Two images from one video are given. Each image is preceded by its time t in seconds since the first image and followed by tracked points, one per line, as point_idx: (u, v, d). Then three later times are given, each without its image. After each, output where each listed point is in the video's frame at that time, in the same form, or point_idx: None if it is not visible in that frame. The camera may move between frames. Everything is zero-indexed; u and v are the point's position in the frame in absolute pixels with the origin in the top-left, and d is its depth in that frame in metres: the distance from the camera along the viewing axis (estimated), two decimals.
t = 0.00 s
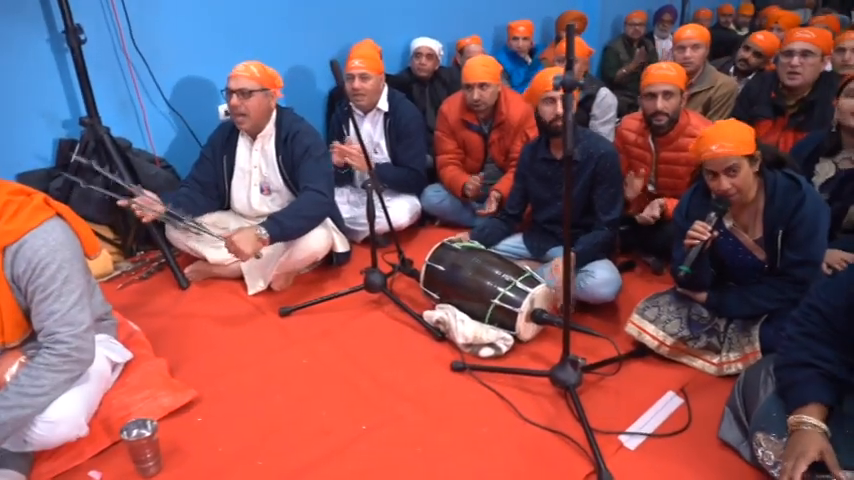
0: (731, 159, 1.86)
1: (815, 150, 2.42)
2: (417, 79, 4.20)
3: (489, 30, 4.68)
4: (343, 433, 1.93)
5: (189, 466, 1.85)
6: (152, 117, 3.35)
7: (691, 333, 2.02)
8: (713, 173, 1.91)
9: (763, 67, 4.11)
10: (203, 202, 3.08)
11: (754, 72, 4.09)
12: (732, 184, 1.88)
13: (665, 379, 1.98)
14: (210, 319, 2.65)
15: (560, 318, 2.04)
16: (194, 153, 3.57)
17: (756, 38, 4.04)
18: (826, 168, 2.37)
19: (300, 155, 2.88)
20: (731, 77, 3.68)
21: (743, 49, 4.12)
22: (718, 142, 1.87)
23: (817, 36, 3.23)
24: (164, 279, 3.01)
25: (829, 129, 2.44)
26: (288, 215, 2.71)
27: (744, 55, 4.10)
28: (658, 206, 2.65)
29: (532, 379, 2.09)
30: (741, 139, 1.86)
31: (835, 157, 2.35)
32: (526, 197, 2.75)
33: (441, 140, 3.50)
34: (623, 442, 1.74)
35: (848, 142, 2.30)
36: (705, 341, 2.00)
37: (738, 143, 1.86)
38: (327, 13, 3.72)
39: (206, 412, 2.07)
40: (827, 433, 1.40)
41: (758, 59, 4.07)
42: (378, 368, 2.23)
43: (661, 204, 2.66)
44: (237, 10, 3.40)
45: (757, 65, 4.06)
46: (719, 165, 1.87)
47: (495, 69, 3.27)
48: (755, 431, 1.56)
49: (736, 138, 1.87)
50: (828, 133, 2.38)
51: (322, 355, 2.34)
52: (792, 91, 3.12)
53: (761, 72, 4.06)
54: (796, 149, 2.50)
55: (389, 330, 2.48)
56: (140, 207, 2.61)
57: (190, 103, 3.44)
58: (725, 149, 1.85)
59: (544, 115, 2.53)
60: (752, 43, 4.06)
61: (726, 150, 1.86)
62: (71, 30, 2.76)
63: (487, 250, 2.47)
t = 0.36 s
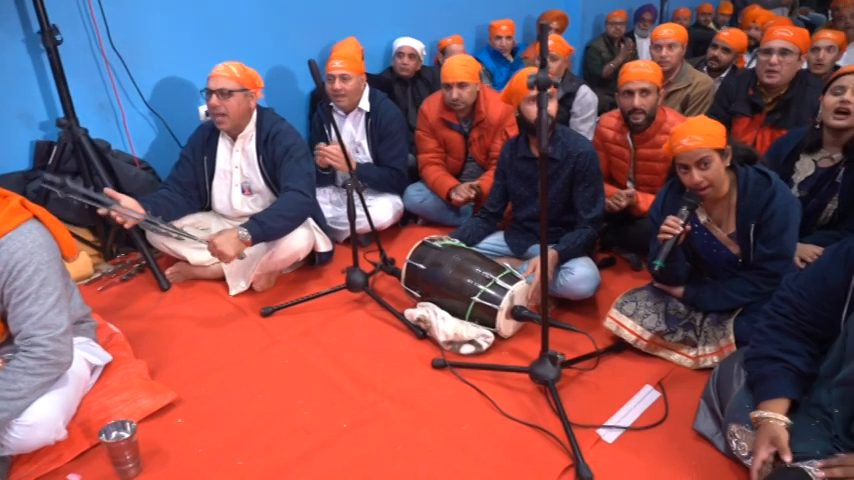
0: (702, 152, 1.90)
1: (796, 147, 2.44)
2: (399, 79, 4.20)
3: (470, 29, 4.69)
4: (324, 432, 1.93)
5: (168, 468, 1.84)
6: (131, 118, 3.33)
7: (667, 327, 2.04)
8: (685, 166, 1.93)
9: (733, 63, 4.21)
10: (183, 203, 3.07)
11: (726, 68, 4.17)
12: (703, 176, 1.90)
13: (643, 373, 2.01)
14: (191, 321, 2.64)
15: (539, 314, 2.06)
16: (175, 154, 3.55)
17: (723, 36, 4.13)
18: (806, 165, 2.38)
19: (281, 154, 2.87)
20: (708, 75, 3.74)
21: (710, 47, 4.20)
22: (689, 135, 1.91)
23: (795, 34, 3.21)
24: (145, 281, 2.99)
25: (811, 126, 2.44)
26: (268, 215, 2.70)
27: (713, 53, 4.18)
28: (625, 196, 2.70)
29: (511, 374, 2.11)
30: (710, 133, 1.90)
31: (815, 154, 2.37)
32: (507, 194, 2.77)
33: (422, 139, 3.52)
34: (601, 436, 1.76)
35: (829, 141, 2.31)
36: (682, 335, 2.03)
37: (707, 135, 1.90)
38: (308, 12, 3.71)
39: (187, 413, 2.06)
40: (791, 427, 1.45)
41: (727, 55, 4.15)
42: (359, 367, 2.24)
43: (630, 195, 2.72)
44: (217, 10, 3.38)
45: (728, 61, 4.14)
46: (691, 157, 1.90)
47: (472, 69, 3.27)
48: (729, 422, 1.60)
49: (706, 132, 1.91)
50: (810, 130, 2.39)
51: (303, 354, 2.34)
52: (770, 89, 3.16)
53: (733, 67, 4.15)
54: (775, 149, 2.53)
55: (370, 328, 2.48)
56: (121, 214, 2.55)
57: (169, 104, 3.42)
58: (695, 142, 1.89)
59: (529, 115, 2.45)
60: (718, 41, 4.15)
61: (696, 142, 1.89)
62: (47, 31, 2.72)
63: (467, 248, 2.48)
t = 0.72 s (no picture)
0: (675, 150, 1.91)
1: (777, 144, 2.47)
2: (381, 79, 4.21)
3: (452, 29, 4.70)
4: (305, 433, 1.93)
5: (147, 471, 1.83)
6: (109, 121, 3.31)
7: (645, 322, 2.07)
8: (658, 164, 1.95)
9: (702, 62, 4.27)
10: (163, 206, 3.05)
11: (695, 69, 4.22)
12: (675, 175, 1.92)
13: (621, 369, 2.03)
14: (172, 323, 2.62)
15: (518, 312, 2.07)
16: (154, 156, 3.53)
17: (690, 37, 4.19)
18: (786, 164, 2.42)
19: (261, 156, 2.87)
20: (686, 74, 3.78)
21: (678, 48, 4.26)
22: (661, 133, 1.93)
23: (771, 33, 3.24)
24: (126, 284, 2.97)
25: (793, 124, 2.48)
26: (254, 216, 2.68)
27: (682, 54, 4.25)
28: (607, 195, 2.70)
29: (491, 371, 2.12)
30: (683, 132, 1.91)
31: (796, 152, 2.41)
32: (487, 194, 2.78)
33: (402, 139, 3.52)
34: (580, 431, 1.78)
35: (810, 140, 2.35)
36: (659, 330, 2.06)
37: (680, 134, 1.92)
38: (288, 14, 3.70)
39: (167, 416, 2.05)
40: (762, 418, 1.49)
41: (695, 56, 4.21)
42: (341, 367, 2.24)
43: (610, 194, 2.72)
44: (196, 11, 3.36)
45: (695, 62, 4.21)
46: (664, 155, 1.92)
47: (452, 69, 3.27)
48: (705, 415, 1.63)
49: (680, 130, 1.93)
50: (793, 128, 2.43)
51: (285, 355, 2.34)
52: (746, 87, 3.21)
53: (702, 66, 4.22)
54: (755, 148, 2.55)
55: (352, 328, 2.48)
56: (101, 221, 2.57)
57: (148, 107, 3.40)
58: (668, 141, 1.91)
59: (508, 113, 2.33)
60: (685, 42, 4.22)
61: (669, 141, 1.91)
62: (21, 33, 2.69)
63: (447, 247, 2.48)
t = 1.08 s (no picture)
0: (648, 150, 1.93)
1: (750, 143, 2.48)
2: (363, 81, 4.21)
3: (434, 30, 4.71)
4: (286, 435, 1.92)
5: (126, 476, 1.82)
6: (88, 125, 3.28)
7: (624, 320, 2.09)
8: (632, 162, 1.97)
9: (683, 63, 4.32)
10: (143, 210, 3.02)
11: (677, 70, 4.27)
12: (647, 174, 1.94)
13: (601, 367, 2.04)
14: (153, 327, 2.61)
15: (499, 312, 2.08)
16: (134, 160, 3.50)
17: (671, 38, 4.22)
18: (759, 162, 2.44)
19: (242, 160, 2.86)
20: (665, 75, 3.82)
21: (661, 49, 4.29)
22: (638, 132, 1.95)
23: (743, 33, 3.31)
24: (105, 288, 2.94)
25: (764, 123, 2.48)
26: (239, 218, 2.68)
27: (663, 55, 4.28)
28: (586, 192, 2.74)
29: (471, 371, 2.13)
30: (659, 132, 1.93)
31: (768, 151, 2.42)
32: (469, 195, 2.79)
33: (385, 140, 3.51)
34: (559, 429, 1.80)
35: (781, 138, 2.36)
36: (638, 328, 2.07)
37: (655, 134, 1.93)
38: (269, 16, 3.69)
39: (147, 420, 2.04)
40: (735, 413, 1.51)
41: (677, 57, 4.25)
42: (322, 369, 2.23)
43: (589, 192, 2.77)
44: (175, 15, 3.34)
45: (677, 63, 4.25)
46: (638, 154, 1.94)
47: (435, 70, 3.27)
48: (682, 412, 1.65)
49: (656, 130, 1.94)
50: (764, 127, 2.43)
51: (266, 358, 2.33)
52: (721, 87, 3.24)
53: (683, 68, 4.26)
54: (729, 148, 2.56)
55: (334, 330, 2.48)
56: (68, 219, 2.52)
57: (127, 110, 3.37)
58: (643, 140, 1.92)
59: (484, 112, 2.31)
60: (667, 44, 4.25)
61: (644, 140, 1.93)
62: None
63: (429, 248, 2.48)
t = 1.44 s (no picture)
0: (622, 147, 1.95)
1: (713, 140, 2.55)
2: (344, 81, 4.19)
3: (415, 30, 4.71)
4: (266, 435, 1.92)
5: None
6: (64, 125, 3.24)
7: (601, 316, 2.11)
8: (606, 158, 1.99)
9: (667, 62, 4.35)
10: (121, 212, 2.99)
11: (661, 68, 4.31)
12: (620, 171, 1.96)
13: (579, 363, 2.06)
14: (131, 329, 2.58)
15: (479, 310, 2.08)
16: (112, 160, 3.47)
17: (657, 37, 4.25)
18: (723, 157, 2.51)
19: (221, 161, 2.84)
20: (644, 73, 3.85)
21: (646, 47, 4.33)
22: (612, 129, 1.98)
23: (721, 33, 3.32)
24: (84, 291, 2.91)
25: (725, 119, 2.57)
26: (217, 228, 2.65)
27: (649, 54, 4.31)
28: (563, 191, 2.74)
29: (450, 369, 2.13)
30: (634, 130, 1.95)
31: (730, 146, 2.50)
32: (448, 193, 2.79)
33: (364, 139, 3.50)
34: (538, 425, 1.81)
35: (740, 133, 2.46)
36: (615, 324, 2.09)
37: (630, 132, 1.95)
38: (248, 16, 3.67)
39: (125, 423, 2.02)
40: (713, 406, 1.53)
41: (662, 55, 4.29)
42: (302, 369, 2.23)
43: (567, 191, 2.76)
44: (152, 15, 3.31)
45: (662, 61, 4.29)
46: (613, 150, 1.96)
47: (411, 69, 3.27)
48: (657, 406, 1.66)
49: (631, 128, 1.96)
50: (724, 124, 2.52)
51: (246, 359, 2.32)
52: (699, 85, 3.28)
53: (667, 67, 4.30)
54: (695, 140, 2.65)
55: (314, 330, 2.48)
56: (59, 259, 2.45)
57: (105, 110, 3.34)
58: (618, 137, 1.95)
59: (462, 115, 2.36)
60: (654, 42, 4.28)
61: (619, 137, 1.95)
62: None
63: (409, 247, 2.48)
